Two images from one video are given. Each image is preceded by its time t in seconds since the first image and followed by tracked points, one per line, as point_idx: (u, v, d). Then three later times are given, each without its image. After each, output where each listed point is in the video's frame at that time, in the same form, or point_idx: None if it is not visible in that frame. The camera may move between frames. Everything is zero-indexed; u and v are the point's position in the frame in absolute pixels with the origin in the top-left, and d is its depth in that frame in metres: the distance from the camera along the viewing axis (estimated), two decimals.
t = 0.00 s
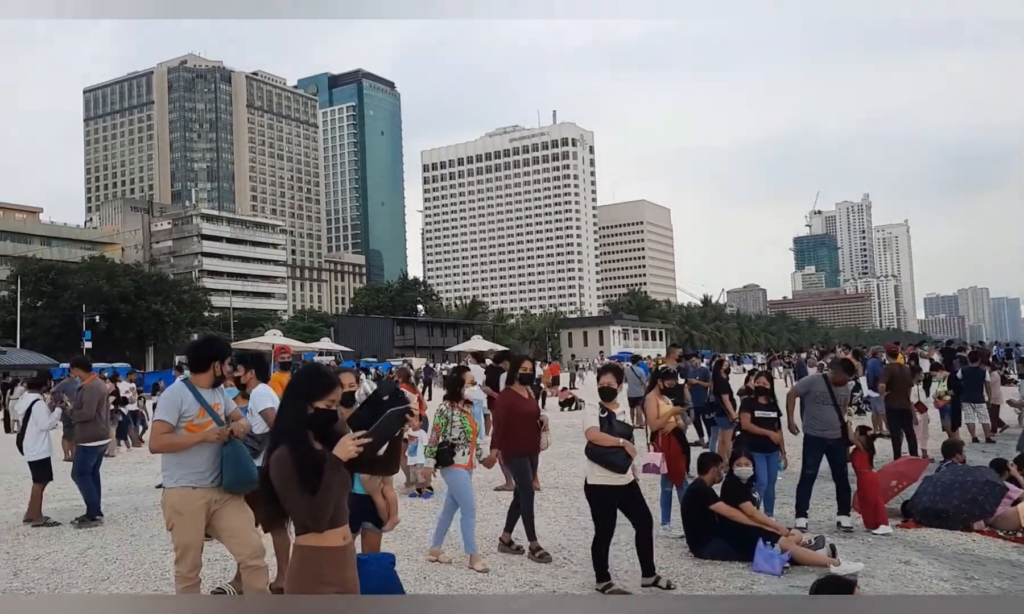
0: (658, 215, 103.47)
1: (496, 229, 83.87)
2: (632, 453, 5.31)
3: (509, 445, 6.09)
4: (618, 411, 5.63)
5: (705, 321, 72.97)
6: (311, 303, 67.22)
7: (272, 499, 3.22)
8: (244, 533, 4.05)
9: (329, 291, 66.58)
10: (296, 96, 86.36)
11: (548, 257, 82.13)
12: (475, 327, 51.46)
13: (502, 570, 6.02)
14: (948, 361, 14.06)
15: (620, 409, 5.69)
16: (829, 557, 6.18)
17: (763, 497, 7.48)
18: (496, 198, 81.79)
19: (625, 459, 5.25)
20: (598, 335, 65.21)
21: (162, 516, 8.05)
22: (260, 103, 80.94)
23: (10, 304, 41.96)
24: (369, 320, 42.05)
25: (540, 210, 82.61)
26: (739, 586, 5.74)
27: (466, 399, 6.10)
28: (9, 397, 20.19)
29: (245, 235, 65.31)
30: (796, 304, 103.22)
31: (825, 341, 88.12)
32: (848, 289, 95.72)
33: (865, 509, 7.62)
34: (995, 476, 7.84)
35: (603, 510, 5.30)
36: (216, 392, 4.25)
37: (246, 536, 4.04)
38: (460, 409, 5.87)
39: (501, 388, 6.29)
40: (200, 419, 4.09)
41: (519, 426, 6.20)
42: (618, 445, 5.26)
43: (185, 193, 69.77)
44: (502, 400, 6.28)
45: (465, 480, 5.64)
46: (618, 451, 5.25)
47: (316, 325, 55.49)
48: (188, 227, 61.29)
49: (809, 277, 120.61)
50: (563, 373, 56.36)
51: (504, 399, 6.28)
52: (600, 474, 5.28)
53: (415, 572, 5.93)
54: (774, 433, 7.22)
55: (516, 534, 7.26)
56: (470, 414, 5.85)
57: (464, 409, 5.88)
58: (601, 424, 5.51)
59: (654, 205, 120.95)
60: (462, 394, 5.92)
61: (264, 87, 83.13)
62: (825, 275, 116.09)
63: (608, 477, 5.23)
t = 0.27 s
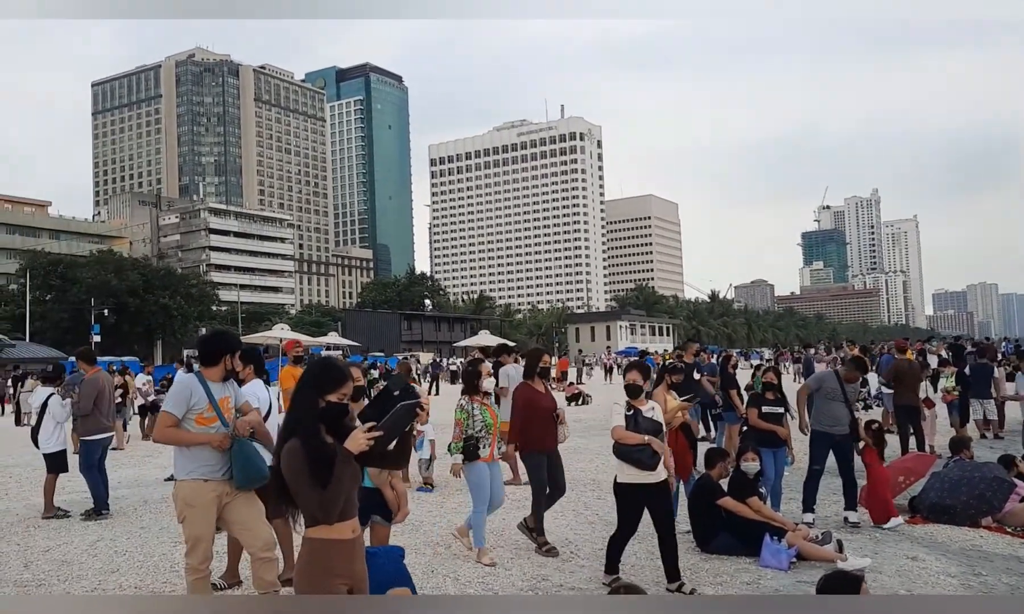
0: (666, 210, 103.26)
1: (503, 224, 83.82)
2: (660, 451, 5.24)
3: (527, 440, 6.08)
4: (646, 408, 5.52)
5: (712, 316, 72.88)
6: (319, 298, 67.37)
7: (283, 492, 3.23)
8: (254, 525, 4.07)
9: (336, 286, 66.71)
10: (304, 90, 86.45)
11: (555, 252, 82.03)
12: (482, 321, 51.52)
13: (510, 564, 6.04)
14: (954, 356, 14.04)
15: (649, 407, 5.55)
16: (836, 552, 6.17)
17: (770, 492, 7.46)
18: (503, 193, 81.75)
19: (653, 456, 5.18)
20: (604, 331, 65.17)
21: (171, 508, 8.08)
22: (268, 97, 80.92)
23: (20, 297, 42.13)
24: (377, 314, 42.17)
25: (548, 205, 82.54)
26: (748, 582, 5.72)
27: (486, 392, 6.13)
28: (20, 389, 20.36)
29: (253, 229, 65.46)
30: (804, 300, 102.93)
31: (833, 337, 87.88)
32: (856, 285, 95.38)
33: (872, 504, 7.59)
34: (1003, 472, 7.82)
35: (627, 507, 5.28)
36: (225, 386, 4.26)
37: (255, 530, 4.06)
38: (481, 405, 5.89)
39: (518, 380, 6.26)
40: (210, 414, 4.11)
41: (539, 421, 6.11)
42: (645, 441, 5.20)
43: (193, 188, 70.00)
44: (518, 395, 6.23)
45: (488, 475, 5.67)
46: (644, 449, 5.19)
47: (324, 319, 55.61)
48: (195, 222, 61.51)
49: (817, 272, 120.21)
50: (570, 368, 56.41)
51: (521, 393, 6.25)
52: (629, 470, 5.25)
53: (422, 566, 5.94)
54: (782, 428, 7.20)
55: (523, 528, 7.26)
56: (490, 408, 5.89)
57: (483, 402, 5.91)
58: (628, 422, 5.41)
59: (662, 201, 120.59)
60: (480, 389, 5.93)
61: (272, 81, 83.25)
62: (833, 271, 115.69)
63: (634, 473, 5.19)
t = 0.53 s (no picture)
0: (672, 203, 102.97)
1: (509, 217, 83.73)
2: (685, 444, 5.23)
3: (543, 434, 6.08)
4: (671, 400, 5.48)
5: (718, 310, 72.77)
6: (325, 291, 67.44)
7: (289, 484, 3.24)
8: (261, 516, 4.08)
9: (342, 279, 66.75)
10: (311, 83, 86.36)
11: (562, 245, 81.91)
12: (488, 315, 51.51)
13: (515, 556, 6.06)
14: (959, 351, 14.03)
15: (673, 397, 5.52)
16: (841, 546, 6.16)
17: (775, 486, 7.45)
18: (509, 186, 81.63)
19: (677, 451, 5.16)
20: (610, 324, 65.15)
21: (178, 501, 8.11)
22: (274, 89, 80.89)
23: (27, 289, 42.25)
24: (383, 308, 42.21)
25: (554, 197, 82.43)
26: (752, 575, 5.72)
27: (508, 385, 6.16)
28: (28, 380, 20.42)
29: (259, 222, 65.52)
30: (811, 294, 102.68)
31: (839, 331, 87.70)
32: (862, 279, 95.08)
33: (878, 499, 7.58)
34: (1008, 467, 7.81)
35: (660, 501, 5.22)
36: (233, 378, 4.26)
37: (262, 520, 4.07)
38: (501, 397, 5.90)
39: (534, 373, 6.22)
40: (218, 406, 4.12)
41: (553, 415, 6.12)
42: (671, 435, 5.18)
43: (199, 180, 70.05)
44: (533, 387, 6.18)
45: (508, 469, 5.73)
46: (668, 443, 5.18)
47: (330, 312, 55.67)
48: (202, 215, 61.63)
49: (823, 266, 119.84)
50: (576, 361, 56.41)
51: (535, 385, 6.22)
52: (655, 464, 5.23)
53: (428, 557, 5.96)
54: (787, 422, 7.18)
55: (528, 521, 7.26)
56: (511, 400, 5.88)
57: (503, 395, 5.87)
58: (651, 416, 5.41)
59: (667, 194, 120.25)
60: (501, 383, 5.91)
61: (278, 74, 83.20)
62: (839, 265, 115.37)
63: (658, 464, 5.18)
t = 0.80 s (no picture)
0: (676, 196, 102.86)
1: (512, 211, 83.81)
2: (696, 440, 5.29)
3: (568, 427, 6.01)
4: (685, 395, 5.52)
5: (722, 304, 72.90)
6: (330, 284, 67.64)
7: (296, 475, 3.28)
8: (267, 506, 4.12)
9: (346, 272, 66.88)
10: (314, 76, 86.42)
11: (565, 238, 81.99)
12: (492, 308, 51.66)
13: (517, 547, 6.11)
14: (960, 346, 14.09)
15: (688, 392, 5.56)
16: (842, 538, 6.19)
17: (776, 478, 7.48)
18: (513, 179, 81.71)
19: (690, 447, 5.24)
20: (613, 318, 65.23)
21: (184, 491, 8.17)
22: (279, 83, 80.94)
23: (33, 282, 42.40)
24: (386, 301, 42.33)
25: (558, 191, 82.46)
26: (753, 568, 5.75)
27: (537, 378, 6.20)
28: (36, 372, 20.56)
29: (263, 215, 65.66)
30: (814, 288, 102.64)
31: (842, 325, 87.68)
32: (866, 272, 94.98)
33: (877, 491, 7.63)
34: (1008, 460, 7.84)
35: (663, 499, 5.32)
36: (242, 371, 4.30)
37: (268, 511, 4.10)
38: (530, 393, 5.93)
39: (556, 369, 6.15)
40: (227, 398, 4.15)
41: (576, 409, 6.04)
42: (682, 432, 5.26)
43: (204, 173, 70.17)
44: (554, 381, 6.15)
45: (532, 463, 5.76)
46: (680, 439, 5.25)
47: (334, 305, 55.84)
48: (207, 208, 61.92)
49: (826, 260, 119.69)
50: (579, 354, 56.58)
51: (557, 379, 6.15)
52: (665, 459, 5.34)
53: (431, 548, 6.01)
54: (789, 415, 7.20)
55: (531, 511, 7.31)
56: (539, 396, 5.91)
57: (533, 391, 5.93)
58: (664, 410, 5.48)
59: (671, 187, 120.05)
60: (529, 378, 5.97)
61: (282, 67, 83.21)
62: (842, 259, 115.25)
63: (669, 462, 5.28)
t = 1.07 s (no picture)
0: (679, 190, 102.55)
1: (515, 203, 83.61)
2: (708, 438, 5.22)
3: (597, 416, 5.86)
4: (694, 392, 5.48)
5: (724, 298, 72.78)
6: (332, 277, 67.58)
7: (298, 468, 3.27)
8: (270, 500, 4.10)
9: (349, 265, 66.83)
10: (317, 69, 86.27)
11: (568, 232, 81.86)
12: (493, 301, 51.53)
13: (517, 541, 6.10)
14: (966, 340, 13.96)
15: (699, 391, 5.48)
16: (845, 533, 6.17)
17: (779, 474, 7.45)
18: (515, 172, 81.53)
19: (702, 445, 5.14)
20: (616, 312, 65.07)
21: (186, 485, 8.16)
22: (281, 76, 80.72)
23: (36, 274, 42.41)
24: (388, 294, 42.28)
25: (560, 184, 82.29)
26: (756, 563, 5.73)
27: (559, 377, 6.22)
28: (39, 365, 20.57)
29: (265, 208, 65.64)
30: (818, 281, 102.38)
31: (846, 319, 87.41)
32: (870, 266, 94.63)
33: (881, 486, 7.61)
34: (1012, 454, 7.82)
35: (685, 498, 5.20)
36: (248, 366, 4.30)
37: (272, 505, 4.09)
38: (550, 387, 5.97)
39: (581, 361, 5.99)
40: (231, 392, 4.14)
41: (602, 400, 5.89)
42: (694, 429, 5.18)
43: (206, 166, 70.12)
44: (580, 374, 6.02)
45: (558, 460, 5.73)
46: (693, 437, 5.16)
47: (336, 298, 55.79)
48: (209, 200, 61.95)
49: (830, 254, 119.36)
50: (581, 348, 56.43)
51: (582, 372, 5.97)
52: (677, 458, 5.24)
53: (433, 542, 6.00)
54: (793, 409, 7.19)
55: (533, 504, 7.29)
56: (561, 390, 5.95)
57: (554, 385, 5.98)
58: (675, 407, 5.41)
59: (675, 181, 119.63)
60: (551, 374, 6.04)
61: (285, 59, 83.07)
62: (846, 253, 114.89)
63: (684, 463, 5.16)
